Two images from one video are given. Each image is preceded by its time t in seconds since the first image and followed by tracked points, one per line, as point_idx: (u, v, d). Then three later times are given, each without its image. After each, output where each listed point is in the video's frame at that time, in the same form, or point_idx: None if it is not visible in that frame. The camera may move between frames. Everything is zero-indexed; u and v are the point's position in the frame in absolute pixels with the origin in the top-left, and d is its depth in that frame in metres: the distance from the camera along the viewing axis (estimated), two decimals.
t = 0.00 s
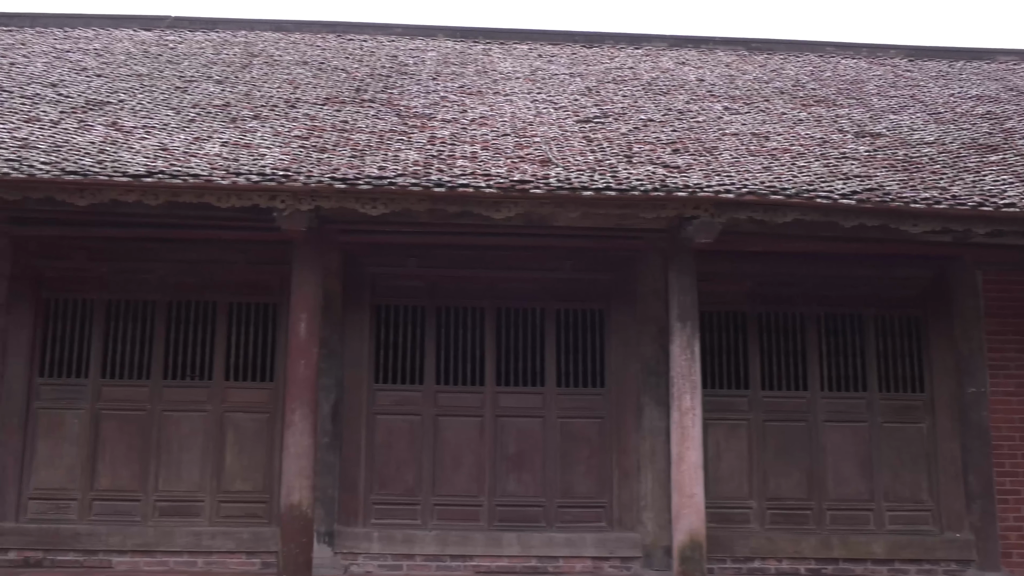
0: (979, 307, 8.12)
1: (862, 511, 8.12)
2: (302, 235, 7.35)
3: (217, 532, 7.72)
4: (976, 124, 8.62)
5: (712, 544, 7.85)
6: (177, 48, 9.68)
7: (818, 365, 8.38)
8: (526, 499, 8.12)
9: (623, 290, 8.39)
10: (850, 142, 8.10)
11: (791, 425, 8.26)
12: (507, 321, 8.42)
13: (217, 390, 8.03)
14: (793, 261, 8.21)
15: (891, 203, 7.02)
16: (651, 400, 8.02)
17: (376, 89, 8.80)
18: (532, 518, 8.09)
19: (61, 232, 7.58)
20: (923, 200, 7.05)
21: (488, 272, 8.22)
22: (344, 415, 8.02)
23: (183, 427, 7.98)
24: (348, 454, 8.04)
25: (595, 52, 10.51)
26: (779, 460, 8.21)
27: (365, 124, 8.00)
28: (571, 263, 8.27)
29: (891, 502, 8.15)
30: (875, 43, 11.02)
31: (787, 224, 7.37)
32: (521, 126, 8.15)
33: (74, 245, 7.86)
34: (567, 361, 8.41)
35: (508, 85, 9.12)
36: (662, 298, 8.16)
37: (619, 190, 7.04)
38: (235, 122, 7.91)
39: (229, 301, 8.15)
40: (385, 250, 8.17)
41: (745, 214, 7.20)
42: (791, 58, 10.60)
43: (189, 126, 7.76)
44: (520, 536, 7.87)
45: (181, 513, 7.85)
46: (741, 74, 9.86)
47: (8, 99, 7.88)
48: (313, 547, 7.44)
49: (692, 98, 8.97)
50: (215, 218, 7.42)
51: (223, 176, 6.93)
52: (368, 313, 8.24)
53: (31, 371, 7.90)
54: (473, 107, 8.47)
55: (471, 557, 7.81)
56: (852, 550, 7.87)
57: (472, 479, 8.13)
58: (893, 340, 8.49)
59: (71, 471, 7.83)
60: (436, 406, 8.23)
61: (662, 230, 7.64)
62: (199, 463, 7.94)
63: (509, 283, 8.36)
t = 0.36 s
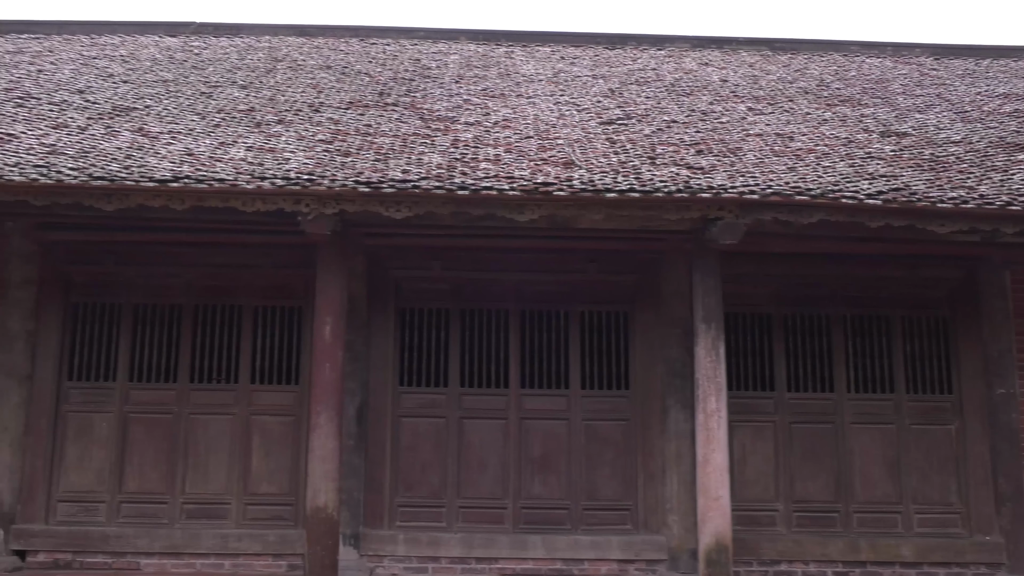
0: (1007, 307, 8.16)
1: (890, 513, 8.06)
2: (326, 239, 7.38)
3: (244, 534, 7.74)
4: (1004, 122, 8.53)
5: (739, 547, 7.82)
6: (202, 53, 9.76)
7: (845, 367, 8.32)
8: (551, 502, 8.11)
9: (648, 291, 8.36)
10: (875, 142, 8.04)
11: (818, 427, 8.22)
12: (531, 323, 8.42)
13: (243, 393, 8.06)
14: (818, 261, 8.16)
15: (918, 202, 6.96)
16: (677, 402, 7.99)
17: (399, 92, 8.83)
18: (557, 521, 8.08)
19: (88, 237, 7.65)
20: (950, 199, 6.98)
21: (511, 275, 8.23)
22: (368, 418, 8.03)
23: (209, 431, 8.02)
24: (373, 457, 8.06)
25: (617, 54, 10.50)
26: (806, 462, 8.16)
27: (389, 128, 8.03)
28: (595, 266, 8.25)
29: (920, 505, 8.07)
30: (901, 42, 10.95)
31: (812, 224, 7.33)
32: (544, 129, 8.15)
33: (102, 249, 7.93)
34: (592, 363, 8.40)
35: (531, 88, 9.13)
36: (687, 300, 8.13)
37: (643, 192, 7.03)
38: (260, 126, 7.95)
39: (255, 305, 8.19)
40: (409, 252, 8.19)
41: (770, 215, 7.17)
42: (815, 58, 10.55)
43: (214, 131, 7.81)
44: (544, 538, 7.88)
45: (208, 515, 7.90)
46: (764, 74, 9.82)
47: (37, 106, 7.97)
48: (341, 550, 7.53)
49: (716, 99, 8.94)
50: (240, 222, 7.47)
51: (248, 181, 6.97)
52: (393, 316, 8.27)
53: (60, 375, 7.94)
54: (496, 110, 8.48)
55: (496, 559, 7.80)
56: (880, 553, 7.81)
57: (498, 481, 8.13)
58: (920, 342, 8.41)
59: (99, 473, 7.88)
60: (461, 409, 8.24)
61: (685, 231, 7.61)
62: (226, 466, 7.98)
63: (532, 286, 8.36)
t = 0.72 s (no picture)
0: None
1: (921, 516, 7.98)
2: (353, 243, 7.41)
3: (272, 537, 7.73)
4: None
5: (767, 550, 7.76)
6: (229, 59, 9.84)
7: (874, 369, 8.27)
8: (578, 505, 8.10)
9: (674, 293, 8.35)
10: (903, 142, 7.97)
11: (847, 430, 8.17)
12: (557, 326, 8.44)
13: (271, 397, 8.10)
14: (847, 262, 8.10)
15: (947, 202, 6.88)
16: (705, 405, 7.92)
17: (424, 96, 8.86)
18: (584, 524, 8.07)
19: (118, 243, 7.72)
20: (980, 199, 6.90)
21: (537, 278, 8.23)
22: (396, 422, 8.06)
23: (237, 434, 8.05)
24: (399, 461, 8.08)
25: (642, 56, 10.49)
26: (835, 465, 8.11)
27: (414, 132, 8.05)
28: (622, 268, 8.23)
29: (951, 508, 7.99)
30: (929, 41, 10.87)
31: (839, 225, 7.27)
32: (569, 131, 8.15)
33: (131, 254, 7.99)
34: (618, 366, 8.39)
35: (556, 90, 9.13)
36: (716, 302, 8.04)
37: (669, 194, 7.00)
38: (287, 131, 8.00)
39: (283, 309, 8.25)
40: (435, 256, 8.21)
41: (797, 216, 7.12)
42: (842, 58, 10.48)
43: (242, 136, 7.86)
44: (571, 541, 7.85)
45: (236, 518, 7.93)
46: (791, 74, 9.77)
47: (67, 113, 8.06)
48: (370, 552, 7.59)
49: (742, 100, 8.90)
50: (268, 227, 7.51)
51: (275, 185, 7.01)
52: (420, 320, 8.33)
53: (90, 379, 8.04)
54: (521, 113, 8.49)
55: (524, 562, 7.78)
56: (912, 557, 7.72)
57: (525, 484, 8.13)
58: (951, 343, 8.34)
59: (130, 476, 7.95)
60: (487, 412, 8.25)
61: (712, 233, 7.58)
62: (254, 469, 8.00)
63: (558, 288, 8.35)
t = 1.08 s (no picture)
0: None
1: (959, 520, 7.88)
2: (385, 247, 7.44)
3: (308, 540, 7.71)
4: None
5: (803, 554, 7.71)
6: (262, 66, 9.93)
7: (910, 371, 8.18)
8: (612, 508, 8.08)
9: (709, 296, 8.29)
10: (939, 141, 7.88)
11: (883, 432, 8.08)
12: (589, 329, 8.43)
13: (305, 401, 8.09)
14: (882, 263, 8.02)
15: (985, 202, 6.78)
16: (739, 407, 7.92)
17: (455, 100, 8.88)
18: (618, 527, 8.05)
19: (153, 248, 7.80)
20: (1019, 198, 6.80)
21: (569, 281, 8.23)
22: (429, 425, 8.12)
23: (272, 437, 8.05)
24: (433, 464, 8.11)
25: (673, 57, 10.46)
26: (871, 468, 8.03)
27: (446, 136, 8.07)
28: (654, 271, 8.23)
29: (991, 512, 7.88)
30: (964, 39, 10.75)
31: (874, 226, 7.19)
32: (601, 134, 8.13)
33: (167, 260, 8.06)
34: (652, 369, 8.36)
35: (587, 93, 9.12)
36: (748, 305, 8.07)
37: (701, 196, 6.96)
38: (319, 136, 8.04)
39: (316, 313, 8.25)
40: (467, 260, 8.23)
41: (832, 217, 7.06)
42: (876, 56, 10.40)
43: (275, 142, 7.91)
44: (606, 544, 7.83)
45: (272, 521, 7.92)
46: (824, 74, 9.70)
47: (104, 121, 8.15)
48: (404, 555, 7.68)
49: (774, 100, 8.85)
50: (301, 232, 7.56)
51: (308, 191, 7.05)
52: (453, 324, 8.33)
53: (128, 384, 8.07)
54: (552, 116, 8.49)
55: (558, 566, 7.76)
56: (950, 561, 7.63)
57: (558, 488, 8.12)
58: (989, 344, 8.23)
59: (167, 479, 7.97)
60: (520, 415, 8.25)
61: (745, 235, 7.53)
62: (289, 473, 8.00)
63: (590, 291, 8.34)
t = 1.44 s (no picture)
0: None
1: (994, 525, 7.77)
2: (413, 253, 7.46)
3: (338, 545, 7.69)
4: None
5: (835, 559, 7.65)
6: (291, 73, 10.01)
7: (943, 374, 8.10)
8: (642, 513, 8.05)
9: (737, 300, 8.25)
10: (971, 142, 7.80)
11: (915, 436, 8.01)
12: (618, 334, 8.41)
13: (334, 406, 8.10)
14: (914, 265, 7.95)
15: (1019, 203, 6.69)
16: (768, 411, 7.89)
17: (482, 105, 8.90)
18: (648, 533, 8.02)
19: (184, 255, 7.86)
20: None
21: (597, 285, 8.22)
22: (458, 430, 8.13)
23: (302, 442, 8.05)
24: (461, 469, 8.12)
25: (700, 60, 10.44)
26: (904, 473, 7.95)
27: (473, 141, 8.08)
28: (683, 275, 8.20)
29: None
30: (995, 38, 10.64)
31: (905, 228, 7.13)
32: (628, 138, 8.12)
33: (197, 266, 8.11)
34: (681, 373, 8.32)
35: (614, 97, 9.11)
36: (778, 309, 8.02)
37: (730, 199, 6.93)
38: (347, 143, 8.07)
39: (346, 317, 8.25)
40: (495, 264, 8.24)
41: (862, 219, 7.00)
42: (905, 57, 10.31)
43: (304, 149, 7.95)
44: (636, 550, 7.80)
45: (302, 526, 7.91)
46: (854, 75, 9.63)
47: (135, 130, 8.24)
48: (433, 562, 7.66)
49: (803, 103, 8.80)
50: (330, 238, 7.60)
51: (336, 197, 7.08)
52: (481, 329, 8.36)
53: (159, 390, 8.12)
54: (579, 120, 8.48)
55: (587, 571, 7.72)
56: (984, 567, 7.54)
57: (587, 493, 8.10)
58: None
59: (198, 484, 7.99)
60: (549, 420, 8.24)
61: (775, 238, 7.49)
62: (319, 477, 7.99)
63: (618, 295, 8.33)
